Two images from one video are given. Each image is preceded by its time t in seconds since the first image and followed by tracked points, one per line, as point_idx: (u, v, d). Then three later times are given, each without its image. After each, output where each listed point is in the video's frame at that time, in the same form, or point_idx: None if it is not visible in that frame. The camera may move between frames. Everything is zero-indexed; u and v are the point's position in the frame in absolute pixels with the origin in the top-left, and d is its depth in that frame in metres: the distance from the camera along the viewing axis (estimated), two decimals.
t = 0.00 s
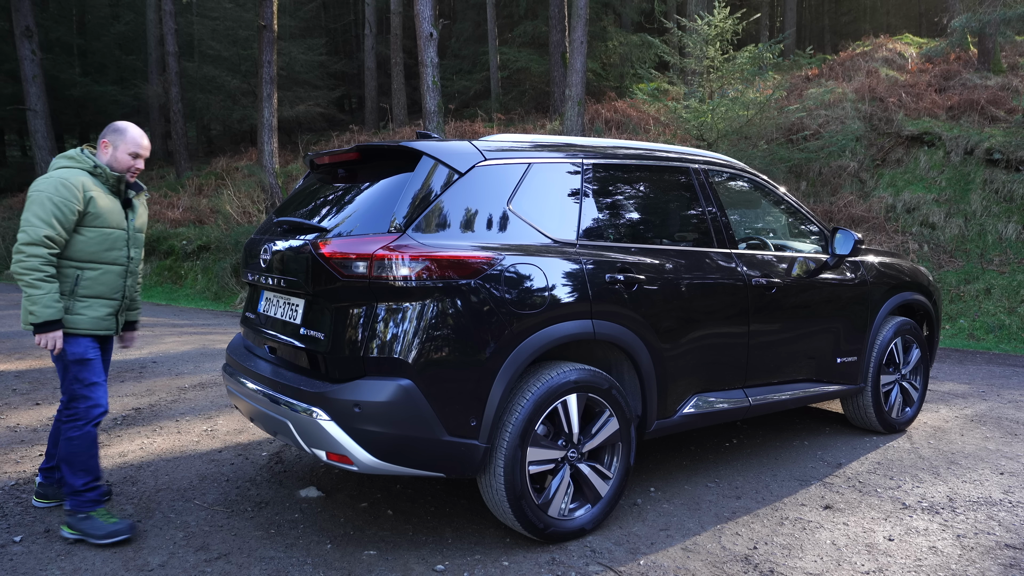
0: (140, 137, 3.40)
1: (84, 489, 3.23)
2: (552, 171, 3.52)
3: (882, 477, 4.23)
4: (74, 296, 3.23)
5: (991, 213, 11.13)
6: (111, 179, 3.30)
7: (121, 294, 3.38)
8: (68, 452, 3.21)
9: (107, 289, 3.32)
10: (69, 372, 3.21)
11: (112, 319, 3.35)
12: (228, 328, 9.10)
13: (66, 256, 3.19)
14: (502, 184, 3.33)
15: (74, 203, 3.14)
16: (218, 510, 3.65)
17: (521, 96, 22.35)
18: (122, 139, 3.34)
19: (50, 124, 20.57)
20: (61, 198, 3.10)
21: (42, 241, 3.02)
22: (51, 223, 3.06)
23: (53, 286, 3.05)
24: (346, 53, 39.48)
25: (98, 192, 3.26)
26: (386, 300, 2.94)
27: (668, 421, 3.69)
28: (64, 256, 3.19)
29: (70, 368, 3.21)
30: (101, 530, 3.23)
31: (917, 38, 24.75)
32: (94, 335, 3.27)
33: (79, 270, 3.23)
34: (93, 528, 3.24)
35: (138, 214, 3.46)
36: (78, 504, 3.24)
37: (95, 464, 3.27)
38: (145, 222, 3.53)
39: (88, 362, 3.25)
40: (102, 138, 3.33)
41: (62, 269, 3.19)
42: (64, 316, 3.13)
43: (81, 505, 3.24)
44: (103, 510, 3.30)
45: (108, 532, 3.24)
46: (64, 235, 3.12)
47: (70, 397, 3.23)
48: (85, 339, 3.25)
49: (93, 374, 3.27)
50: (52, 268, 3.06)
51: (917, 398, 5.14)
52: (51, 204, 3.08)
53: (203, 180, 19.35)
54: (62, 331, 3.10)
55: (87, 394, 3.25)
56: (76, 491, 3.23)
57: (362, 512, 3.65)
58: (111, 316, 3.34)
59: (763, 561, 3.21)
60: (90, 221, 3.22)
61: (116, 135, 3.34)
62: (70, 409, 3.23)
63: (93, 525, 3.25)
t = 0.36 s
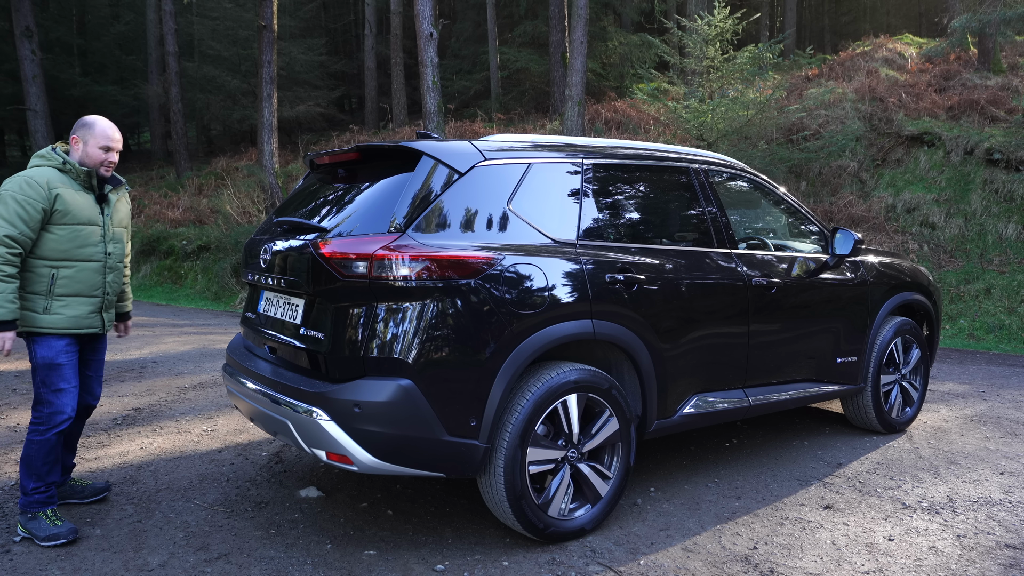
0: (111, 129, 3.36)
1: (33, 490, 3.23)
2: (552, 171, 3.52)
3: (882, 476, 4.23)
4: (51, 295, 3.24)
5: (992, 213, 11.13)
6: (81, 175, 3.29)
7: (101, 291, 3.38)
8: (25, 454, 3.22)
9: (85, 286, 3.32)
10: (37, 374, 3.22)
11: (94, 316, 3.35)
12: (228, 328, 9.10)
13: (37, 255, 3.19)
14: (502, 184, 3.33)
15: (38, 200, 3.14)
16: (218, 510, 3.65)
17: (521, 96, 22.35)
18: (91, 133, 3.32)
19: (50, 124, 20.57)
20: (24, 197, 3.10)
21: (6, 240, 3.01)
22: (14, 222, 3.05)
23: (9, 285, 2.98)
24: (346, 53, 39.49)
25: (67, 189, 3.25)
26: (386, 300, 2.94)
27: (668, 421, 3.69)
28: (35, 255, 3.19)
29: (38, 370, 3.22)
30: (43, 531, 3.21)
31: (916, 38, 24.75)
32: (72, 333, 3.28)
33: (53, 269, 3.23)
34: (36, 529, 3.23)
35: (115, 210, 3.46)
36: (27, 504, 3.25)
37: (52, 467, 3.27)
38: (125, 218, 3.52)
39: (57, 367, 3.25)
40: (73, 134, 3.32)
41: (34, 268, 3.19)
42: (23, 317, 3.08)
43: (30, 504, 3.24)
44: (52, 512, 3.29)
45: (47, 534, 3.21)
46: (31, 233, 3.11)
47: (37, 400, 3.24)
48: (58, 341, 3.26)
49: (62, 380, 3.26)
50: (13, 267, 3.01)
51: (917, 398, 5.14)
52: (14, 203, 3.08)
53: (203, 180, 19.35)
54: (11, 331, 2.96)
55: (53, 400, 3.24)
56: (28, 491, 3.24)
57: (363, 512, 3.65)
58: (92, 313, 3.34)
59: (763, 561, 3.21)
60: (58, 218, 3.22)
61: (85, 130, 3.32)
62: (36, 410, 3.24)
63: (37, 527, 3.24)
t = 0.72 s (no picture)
0: (106, 123, 3.35)
1: (33, 494, 3.22)
2: (552, 171, 3.52)
3: (882, 477, 4.23)
4: (51, 299, 3.21)
5: (992, 213, 11.13)
6: (83, 173, 3.27)
7: (104, 294, 3.37)
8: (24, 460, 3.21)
9: (87, 289, 3.30)
10: (36, 383, 3.20)
11: (96, 320, 3.34)
12: (228, 328, 9.10)
13: (37, 256, 3.17)
14: (502, 184, 3.33)
15: (38, 200, 3.12)
16: (218, 510, 3.65)
17: (521, 96, 22.35)
18: (85, 127, 3.31)
19: (50, 124, 20.57)
20: (23, 195, 3.08)
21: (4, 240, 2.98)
22: (14, 222, 3.03)
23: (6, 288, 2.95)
24: (346, 53, 39.50)
25: (68, 187, 3.24)
26: (386, 300, 2.94)
27: (668, 421, 3.69)
28: (36, 257, 3.17)
29: (37, 379, 3.20)
30: (43, 533, 3.21)
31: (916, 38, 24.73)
32: (75, 338, 3.26)
33: (54, 271, 3.21)
34: (35, 531, 3.22)
35: (117, 210, 3.45)
36: (25, 508, 3.23)
37: (49, 473, 3.25)
38: (127, 218, 3.50)
39: (57, 376, 3.23)
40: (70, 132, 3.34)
41: (35, 270, 3.18)
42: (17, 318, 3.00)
43: (28, 507, 3.23)
44: (51, 514, 3.28)
45: (48, 535, 3.21)
46: (31, 233, 3.09)
47: (36, 408, 3.22)
48: (59, 350, 3.24)
49: (62, 390, 3.25)
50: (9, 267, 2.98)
51: (917, 398, 5.14)
52: (13, 201, 3.06)
53: (203, 180, 19.34)
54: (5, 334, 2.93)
55: (52, 408, 3.23)
56: (27, 494, 3.22)
57: (363, 512, 3.65)
58: (95, 316, 3.33)
59: (763, 561, 3.21)
60: (58, 218, 3.20)
61: (81, 125, 3.33)
62: (35, 417, 3.23)
63: (36, 529, 3.23)
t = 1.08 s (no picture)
0: (140, 132, 3.34)
1: (40, 493, 3.21)
2: (552, 171, 3.52)
3: (882, 477, 4.23)
4: (94, 302, 3.18)
5: (992, 213, 11.13)
6: (114, 175, 3.24)
7: (143, 295, 3.34)
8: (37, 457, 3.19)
9: (128, 291, 3.27)
10: (65, 388, 3.15)
11: (136, 321, 3.32)
12: (228, 328, 9.10)
13: (80, 260, 3.14)
14: (502, 184, 3.33)
15: (82, 203, 3.07)
16: (218, 510, 3.65)
17: (521, 96, 22.36)
18: (121, 135, 3.29)
19: (50, 124, 20.57)
20: (66, 199, 3.03)
21: (56, 246, 2.97)
22: (63, 227, 3.00)
23: (64, 291, 2.98)
24: (346, 53, 39.51)
25: (104, 189, 3.19)
26: (386, 301, 2.94)
27: (668, 421, 3.69)
28: (78, 261, 3.13)
29: (66, 384, 3.14)
30: (45, 534, 3.20)
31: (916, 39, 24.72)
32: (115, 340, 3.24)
33: (95, 275, 3.17)
34: (35, 530, 3.21)
35: (146, 210, 3.39)
36: (30, 505, 3.23)
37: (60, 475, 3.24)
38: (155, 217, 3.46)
39: (86, 383, 3.18)
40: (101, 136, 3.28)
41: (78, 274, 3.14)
42: (74, 324, 3.05)
43: (33, 505, 3.22)
44: (55, 514, 3.27)
45: (47, 537, 3.20)
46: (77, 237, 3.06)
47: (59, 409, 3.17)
48: (90, 356, 3.19)
49: (88, 396, 3.20)
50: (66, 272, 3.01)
51: (918, 398, 5.14)
52: (58, 206, 3.01)
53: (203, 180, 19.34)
54: (71, 339, 3.00)
55: (76, 413, 3.18)
56: (36, 491, 3.21)
57: (362, 512, 3.65)
58: (136, 318, 3.31)
59: (763, 561, 3.21)
60: (99, 221, 3.16)
61: (115, 132, 3.29)
62: (56, 420, 3.17)
63: (36, 527, 3.22)
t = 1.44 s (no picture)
0: (158, 140, 3.36)
1: (174, 500, 3.06)
2: (552, 171, 3.52)
3: (882, 477, 4.22)
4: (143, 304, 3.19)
5: (992, 213, 11.13)
6: (136, 180, 3.22)
7: (185, 292, 3.35)
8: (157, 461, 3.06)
9: (172, 290, 3.29)
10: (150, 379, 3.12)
11: (183, 317, 3.32)
12: (228, 328, 9.10)
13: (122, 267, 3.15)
14: (502, 184, 3.33)
15: (115, 214, 3.07)
16: (218, 510, 3.65)
17: (521, 96, 22.37)
18: (143, 145, 3.30)
19: (50, 124, 20.57)
20: (100, 213, 3.03)
21: (99, 261, 2.98)
22: (102, 241, 3.01)
23: (115, 305, 2.99)
24: (346, 53, 39.51)
25: (132, 195, 3.19)
26: (386, 300, 2.94)
27: (668, 421, 3.69)
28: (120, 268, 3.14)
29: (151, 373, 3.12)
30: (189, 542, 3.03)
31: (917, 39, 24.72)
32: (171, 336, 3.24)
33: (139, 279, 3.18)
34: (178, 542, 3.04)
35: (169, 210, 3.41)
36: (167, 514, 3.05)
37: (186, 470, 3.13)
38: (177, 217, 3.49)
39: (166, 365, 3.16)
40: (122, 147, 3.27)
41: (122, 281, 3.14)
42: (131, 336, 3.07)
43: (171, 516, 3.05)
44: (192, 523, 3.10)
45: (192, 546, 3.04)
46: (116, 248, 3.07)
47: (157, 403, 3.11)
48: (156, 341, 3.17)
49: (173, 377, 3.16)
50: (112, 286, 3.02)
51: (917, 398, 5.14)
52: (93, 221, 3.01)
53: (203, 180, 19.34)
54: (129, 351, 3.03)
55: (172, 398, 3.13)
56: (168, 501, 3.05)
57: (362, 512, 3.65)
58: (183, 314, 3.32)
59: (763, 561, 3.21)
60: (134, 228, 3.17)
61: (137, 142, 3.29)
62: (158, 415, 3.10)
63: (179, 540, 3.04)
